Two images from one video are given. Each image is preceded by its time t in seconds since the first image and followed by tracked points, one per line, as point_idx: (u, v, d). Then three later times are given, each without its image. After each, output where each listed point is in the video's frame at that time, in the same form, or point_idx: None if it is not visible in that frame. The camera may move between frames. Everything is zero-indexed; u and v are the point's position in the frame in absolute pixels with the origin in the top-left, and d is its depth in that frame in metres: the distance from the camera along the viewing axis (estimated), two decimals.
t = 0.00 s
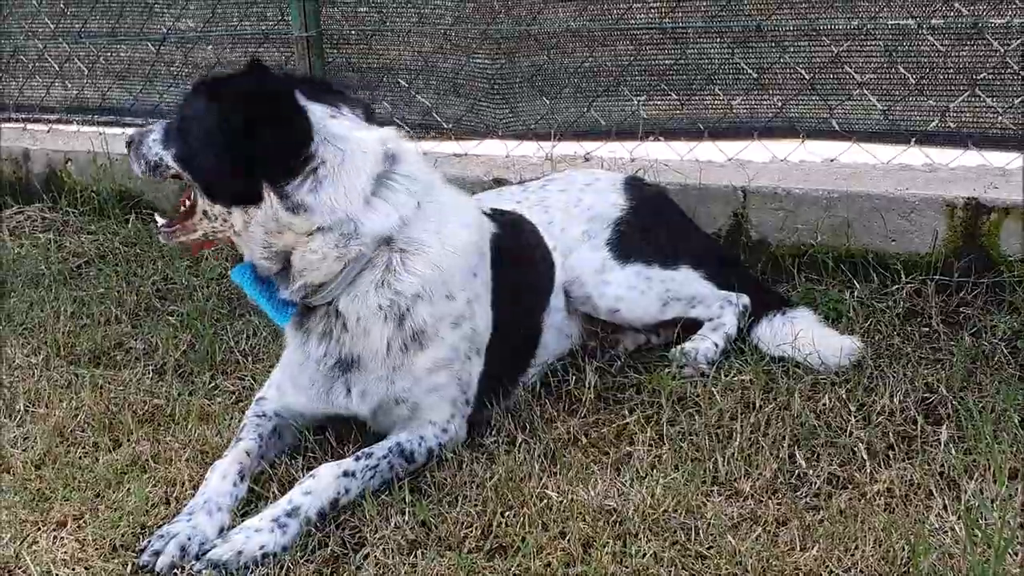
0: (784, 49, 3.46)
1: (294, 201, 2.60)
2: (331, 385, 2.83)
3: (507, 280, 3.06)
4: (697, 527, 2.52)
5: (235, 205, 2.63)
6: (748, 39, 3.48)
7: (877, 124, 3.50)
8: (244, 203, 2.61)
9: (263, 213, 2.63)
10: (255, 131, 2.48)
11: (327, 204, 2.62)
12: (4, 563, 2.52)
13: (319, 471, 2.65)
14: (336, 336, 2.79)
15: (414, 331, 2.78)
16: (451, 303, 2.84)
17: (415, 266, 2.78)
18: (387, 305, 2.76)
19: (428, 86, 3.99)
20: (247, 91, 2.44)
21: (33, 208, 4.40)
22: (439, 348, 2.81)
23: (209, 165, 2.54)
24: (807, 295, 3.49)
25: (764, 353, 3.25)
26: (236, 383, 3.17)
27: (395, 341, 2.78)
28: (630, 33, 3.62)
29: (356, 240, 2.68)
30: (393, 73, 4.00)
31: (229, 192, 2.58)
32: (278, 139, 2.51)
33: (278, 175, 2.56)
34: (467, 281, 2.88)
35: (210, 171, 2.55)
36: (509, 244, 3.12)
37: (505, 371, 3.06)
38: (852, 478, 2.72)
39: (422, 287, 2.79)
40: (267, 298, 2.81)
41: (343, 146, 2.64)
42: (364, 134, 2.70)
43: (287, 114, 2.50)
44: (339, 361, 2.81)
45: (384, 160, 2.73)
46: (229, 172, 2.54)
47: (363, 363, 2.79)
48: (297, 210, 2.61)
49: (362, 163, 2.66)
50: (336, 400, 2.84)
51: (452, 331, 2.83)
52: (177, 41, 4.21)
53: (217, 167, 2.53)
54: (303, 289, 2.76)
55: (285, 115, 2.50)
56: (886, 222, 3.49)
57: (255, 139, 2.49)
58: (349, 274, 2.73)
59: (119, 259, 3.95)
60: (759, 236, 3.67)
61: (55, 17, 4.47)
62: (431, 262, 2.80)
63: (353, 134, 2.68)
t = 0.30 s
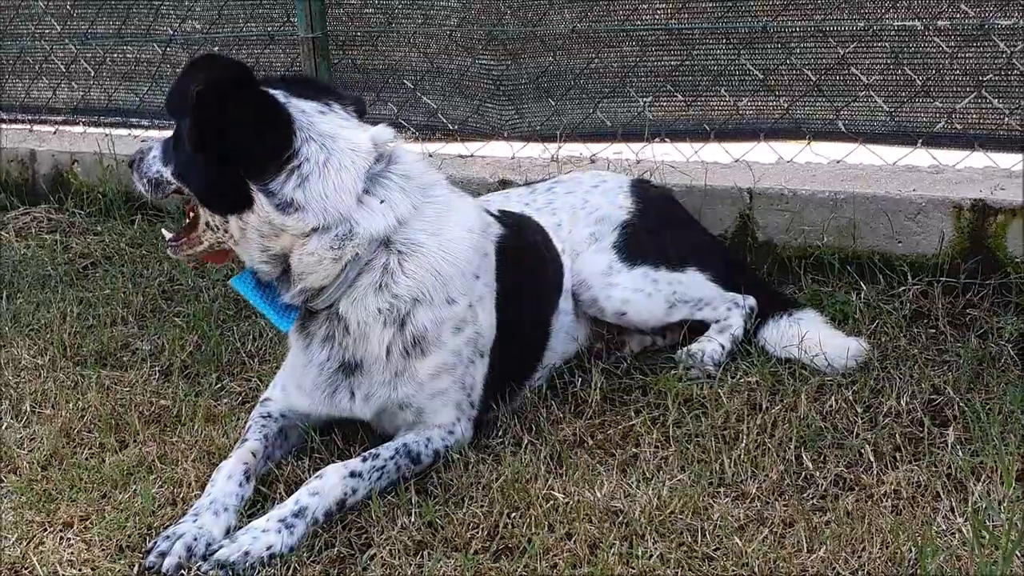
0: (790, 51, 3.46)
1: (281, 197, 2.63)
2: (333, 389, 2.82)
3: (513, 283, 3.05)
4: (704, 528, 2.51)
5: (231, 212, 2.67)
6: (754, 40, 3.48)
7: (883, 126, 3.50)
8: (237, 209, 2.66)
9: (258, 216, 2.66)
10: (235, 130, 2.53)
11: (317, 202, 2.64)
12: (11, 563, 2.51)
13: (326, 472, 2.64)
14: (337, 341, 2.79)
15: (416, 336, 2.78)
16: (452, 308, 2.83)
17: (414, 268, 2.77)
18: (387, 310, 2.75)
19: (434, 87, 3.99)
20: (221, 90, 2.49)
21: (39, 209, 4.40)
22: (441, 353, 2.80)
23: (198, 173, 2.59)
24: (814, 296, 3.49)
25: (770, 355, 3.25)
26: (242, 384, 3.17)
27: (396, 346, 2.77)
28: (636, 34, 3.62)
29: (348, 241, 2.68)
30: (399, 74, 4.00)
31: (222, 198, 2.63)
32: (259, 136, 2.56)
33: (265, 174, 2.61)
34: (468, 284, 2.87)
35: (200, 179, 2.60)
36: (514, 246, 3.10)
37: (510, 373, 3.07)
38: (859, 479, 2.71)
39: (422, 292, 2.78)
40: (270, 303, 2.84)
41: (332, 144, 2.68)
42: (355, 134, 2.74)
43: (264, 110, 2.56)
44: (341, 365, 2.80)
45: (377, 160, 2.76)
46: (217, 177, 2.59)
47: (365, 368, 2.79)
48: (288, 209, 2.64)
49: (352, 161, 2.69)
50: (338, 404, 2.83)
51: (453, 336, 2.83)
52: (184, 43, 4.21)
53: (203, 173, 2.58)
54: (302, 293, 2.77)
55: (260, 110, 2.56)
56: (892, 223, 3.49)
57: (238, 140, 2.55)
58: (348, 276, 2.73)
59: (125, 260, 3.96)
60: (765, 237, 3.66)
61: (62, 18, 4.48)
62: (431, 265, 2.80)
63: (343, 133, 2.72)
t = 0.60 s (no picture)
0: (797, 51, 3.45)
1: (286, 175, 2.64)
2: (336, 378, 2.82)
3: (519, 279, 3.04)
4: (711, 529, 2.51)
5: (236, 190, 2.69)
6: (761, 40, 3.48)
7: (890, 126, 3.50)
8: (240, 187, 2.67)
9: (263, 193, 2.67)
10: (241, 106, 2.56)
11: (323, 184, 2.65)
12: (18, 562, 2.51)
13: (331, 470, 2.64)
14: (338, 327, 2.79)
15: (418, 327, 2.76)
16: (455, 302, 2.81)
17: (416, 259, 2.76)
18: (388, 300, 2.74)
19: (441, 86, 3.99)
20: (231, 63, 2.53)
21: (46, 208, 4.40)
22: (444, 346, 2.79)
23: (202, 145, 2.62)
24: (821, 297, 3.48)
25: (777, 355, 3.24)
26: (249, 383, 3.17)
27: (396, 335, 2.76)
28: (643, 34, 3.62)
29: (352, 227, 2.68)
30: (406, 73, 4.00)
31: (225, 174, 2.65)
32: (266, 115, 2.59)
33: (270, 154, 2.63)
34: (472, 279, 2.86)
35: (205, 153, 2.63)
36: (521, 243, 3.09)
37: (517, 372, 3.07)
38: (866, 480, 2.71)
39: (424, 284, 2.76)
40: (272, 284, 2.82)
41: (342, 129, 2.68)
42: (367, 121, 2.75)
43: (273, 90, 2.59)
44: (343, 352, 2.80)
45: (387, 150, 2.76)
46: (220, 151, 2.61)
47: (366, 356, 2.79)
48: (293, 190, 2.65)
49: (361, 148, 2.69)
50: (340, 392, 2.83)
51: (456, 331, 2.81)
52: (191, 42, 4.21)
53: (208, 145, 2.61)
54: (305, 276, 2.77)
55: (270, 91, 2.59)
56: (899, 224, 3.48)
57: (244, 116, 2.57)
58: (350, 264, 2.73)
59: (132, 259, 3.96)
60: (772, 237, 3.66)
61: (70, 17, 4.48)
62: (434, 258, 2.79)
63: (355, 120, 2.72)
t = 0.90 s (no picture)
0: (800, 51, 3.45)
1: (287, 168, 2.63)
2: (335, 375, 2.82)
3: (519, 278, 3.05)
4: (714, 529, 2.51)
5: (235, 186, 2.70)
6: (763, 41, 3.47)
7: (893, 126, 3.48)
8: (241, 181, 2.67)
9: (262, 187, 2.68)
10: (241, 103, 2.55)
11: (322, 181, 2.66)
12: (21, 562, 2.52)
13: (332, 470, 2.64)
14: (337, 323, 2.79)
15: (417, 323, 2.76)
16: (453, 299, 2.81)
17: (417, 255, 2.76)
18: (387, 296, 2.74)
19: (443, 87, 3.99)
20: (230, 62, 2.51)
21: (49, 208, 4.41)
22: (443, 344, 2.79)
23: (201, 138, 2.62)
24: (823, 297, 3.48)
25: (780, 355, 3.24)
26: (251, 384, 3.17)
27: (394, 332, 2.76)
28: (645, 34, 3.62)
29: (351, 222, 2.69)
30: (409, 74, 4.00)
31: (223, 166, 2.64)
32: (266, 112, 2.58)
33: (269, 150, 2.63)
34: (470, 277, 2.86)
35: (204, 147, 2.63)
36: (523, 242, 3.10)
37: (518, 372, 3.07)
38: (869, 480, 2.70)
39: (424, 281, 2.76)
40: (272, 280, 2.82)
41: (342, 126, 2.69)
42: (366, 118, 2.76)
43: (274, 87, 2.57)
44: (343, 348, 2.80)
45: (386, 147, 2.76)
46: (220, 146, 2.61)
47: (365, 352, 2.78)
48: (291, 186, 2.65)
49: (360, 145, 2.70)
50: (339, 388, 2.83)
51: (455, 329, 2.81)
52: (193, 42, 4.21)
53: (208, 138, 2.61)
54: (304, 273, 2.77)
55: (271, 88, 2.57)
56: (902, 224, 3.48)
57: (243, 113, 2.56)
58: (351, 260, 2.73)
59: (134, 259, 3.96)
60: (775, 238, 3.65)
61: (72, 18, 4.48)
62: (434, 255, 2.79)
63: (354, 118, 2.72)
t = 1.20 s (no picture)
0: (800, 51, 3.45)
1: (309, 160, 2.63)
2: (325, 370, 2.82)
3: (518, 277, 3.04)
4: (714, 529, 2.51)
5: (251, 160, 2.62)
6: (764, 41, 3.47)
7: (893, 126, 3.49)
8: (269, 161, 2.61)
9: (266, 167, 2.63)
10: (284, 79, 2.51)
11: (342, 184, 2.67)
12: (22, 562, 2.52)
13: (325, 470, 2.65)
14: (326, 319, 2.79)
15: (406, 320, 2.77)
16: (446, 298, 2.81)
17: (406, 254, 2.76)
18: (375, 292, 2.74)
19: (443, 87, 3.99)
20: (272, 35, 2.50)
21: (50, 209, 4.41)
22: (432, 340, 2.79)
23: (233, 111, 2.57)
24: (824, 297, 3.48)
25: (780, 355, 3.25)
26: (252, 384, 3.18)
27: (386, 328, 2.76)
28: (645, 35, 3.62)
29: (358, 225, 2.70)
30: (409, 74, 4.01)
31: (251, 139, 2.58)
32: (309, 93, 2.53)
33: (299, 137, 2.59)
34: (465, 276, 2.86)
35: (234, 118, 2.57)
36: (518, 241, 3.09)
37: (518, 368, 3.08)
38: (869, 480, 2.71)
39: (411, 279, 2.76)
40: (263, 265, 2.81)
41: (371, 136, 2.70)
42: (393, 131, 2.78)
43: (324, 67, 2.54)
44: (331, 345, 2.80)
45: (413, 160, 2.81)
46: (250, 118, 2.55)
47: (353, 348, 2.78)
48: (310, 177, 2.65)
49: (392, 156, 2.73)
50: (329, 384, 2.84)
51: (445, 325, 2.81)
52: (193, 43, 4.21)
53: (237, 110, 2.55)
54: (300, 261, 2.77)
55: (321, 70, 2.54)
56: (902, 224, 3.48)
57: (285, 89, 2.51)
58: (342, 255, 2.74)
59: (135, 260, 3.96)
60: (775, 238, 3.65)
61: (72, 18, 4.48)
62: (426, 253, 2.79)
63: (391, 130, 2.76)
